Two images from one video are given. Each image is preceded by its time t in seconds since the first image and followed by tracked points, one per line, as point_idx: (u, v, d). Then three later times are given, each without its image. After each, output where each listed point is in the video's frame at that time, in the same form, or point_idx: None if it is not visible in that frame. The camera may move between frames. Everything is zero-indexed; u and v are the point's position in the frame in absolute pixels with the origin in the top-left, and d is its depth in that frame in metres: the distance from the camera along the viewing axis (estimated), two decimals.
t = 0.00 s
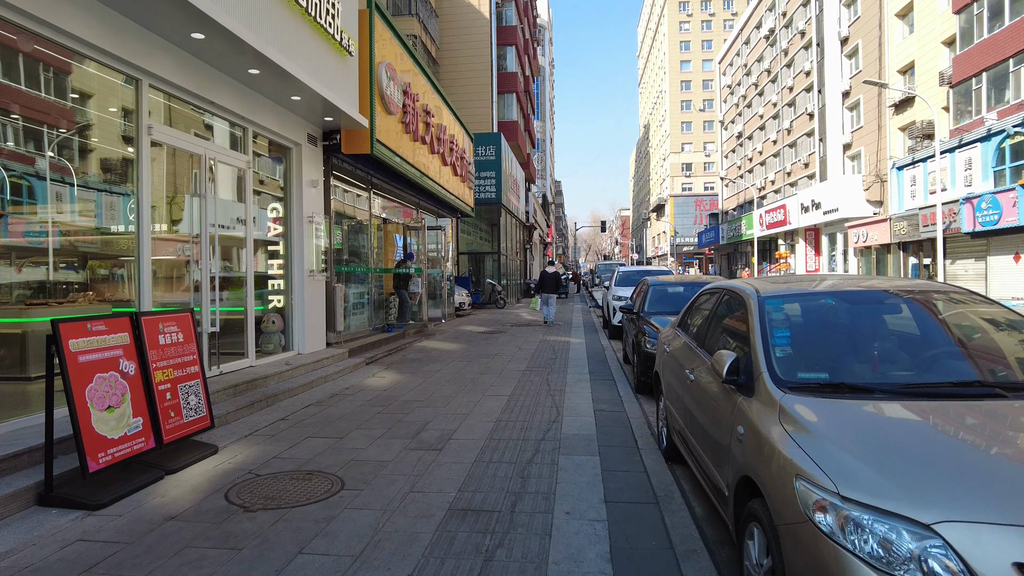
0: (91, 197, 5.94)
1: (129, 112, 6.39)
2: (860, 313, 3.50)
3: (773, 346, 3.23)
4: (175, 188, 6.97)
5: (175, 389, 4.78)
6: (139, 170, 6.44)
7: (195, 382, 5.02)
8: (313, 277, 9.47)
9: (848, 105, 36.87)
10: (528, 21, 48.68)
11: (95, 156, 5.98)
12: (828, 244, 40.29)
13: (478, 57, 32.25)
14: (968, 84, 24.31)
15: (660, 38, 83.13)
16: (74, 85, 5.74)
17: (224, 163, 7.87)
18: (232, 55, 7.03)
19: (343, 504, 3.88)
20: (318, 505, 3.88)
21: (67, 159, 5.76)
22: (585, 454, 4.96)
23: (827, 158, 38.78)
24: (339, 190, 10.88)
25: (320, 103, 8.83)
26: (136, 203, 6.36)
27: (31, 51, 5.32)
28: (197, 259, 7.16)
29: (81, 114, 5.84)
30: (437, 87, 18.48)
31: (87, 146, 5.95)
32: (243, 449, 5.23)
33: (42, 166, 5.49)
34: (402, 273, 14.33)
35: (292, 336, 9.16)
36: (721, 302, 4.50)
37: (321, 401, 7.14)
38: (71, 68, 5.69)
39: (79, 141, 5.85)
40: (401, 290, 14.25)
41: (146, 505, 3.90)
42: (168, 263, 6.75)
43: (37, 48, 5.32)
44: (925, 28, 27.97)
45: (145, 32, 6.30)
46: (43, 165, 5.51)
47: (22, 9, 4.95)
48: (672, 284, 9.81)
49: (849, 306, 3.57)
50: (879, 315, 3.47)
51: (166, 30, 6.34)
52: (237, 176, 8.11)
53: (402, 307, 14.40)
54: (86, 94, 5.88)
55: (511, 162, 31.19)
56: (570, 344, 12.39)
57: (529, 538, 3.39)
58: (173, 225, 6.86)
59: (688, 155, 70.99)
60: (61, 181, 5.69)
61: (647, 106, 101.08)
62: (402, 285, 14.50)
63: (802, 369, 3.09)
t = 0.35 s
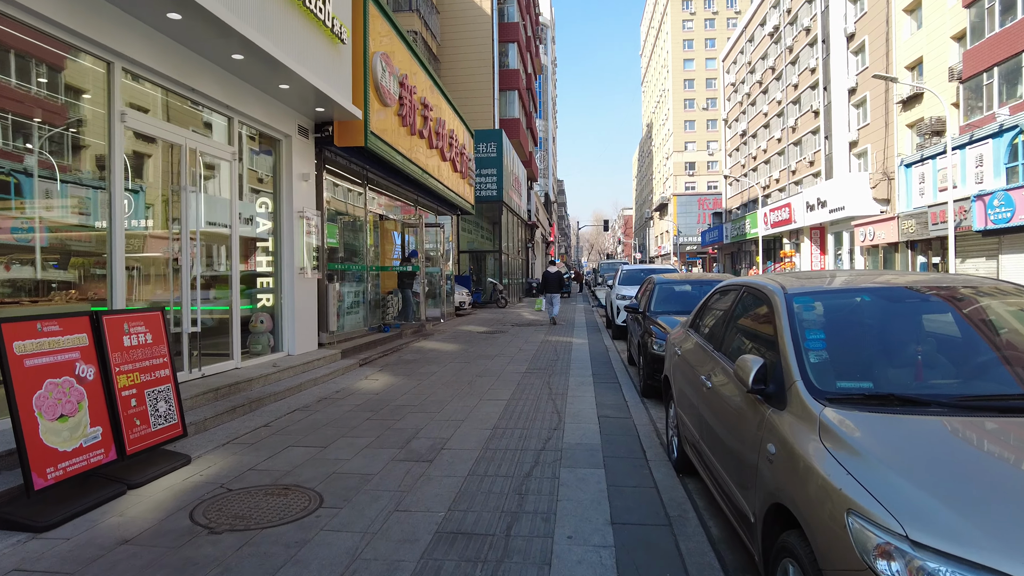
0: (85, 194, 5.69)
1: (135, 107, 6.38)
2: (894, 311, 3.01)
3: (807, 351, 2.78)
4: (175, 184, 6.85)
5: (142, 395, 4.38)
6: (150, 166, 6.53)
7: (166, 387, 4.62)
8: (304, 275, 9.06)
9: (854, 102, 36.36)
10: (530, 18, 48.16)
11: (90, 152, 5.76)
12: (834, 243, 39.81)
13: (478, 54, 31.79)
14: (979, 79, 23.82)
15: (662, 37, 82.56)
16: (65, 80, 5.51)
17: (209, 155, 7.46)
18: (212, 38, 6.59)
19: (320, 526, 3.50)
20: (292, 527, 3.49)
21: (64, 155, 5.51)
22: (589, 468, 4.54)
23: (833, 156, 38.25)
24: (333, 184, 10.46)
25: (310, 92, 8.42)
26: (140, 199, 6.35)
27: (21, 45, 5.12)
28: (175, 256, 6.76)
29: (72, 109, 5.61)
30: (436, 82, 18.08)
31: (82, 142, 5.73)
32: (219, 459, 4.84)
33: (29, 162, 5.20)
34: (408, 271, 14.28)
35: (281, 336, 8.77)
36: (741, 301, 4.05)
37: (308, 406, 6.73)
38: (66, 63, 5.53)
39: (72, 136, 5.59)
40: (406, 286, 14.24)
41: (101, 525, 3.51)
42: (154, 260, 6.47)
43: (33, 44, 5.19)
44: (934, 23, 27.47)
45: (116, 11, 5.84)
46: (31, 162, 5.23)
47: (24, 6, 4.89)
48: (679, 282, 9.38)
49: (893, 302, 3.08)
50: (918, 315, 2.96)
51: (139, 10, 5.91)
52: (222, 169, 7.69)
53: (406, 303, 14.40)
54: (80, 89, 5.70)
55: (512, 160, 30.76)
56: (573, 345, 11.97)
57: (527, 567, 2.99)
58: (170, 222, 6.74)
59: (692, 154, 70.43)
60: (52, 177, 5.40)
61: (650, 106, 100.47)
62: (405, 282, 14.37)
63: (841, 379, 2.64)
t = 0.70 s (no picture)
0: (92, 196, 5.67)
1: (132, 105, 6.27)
2: (952, 320, 2.55)
3: (849, 371, 2.37)
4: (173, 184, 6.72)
5: (101, 409, 3.99)
6: (145, 164, 6.32)
7: (131, 399, 4.22)
8: (293, 276, 8.66)
9: (859, 101, 35.93)
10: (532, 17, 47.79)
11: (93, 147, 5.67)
12: (839, 244, 39.38)
13: (479, 52, 31.42)
14: (989, 77, 23.38)
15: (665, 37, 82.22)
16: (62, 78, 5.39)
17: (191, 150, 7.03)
18: (191, 23, 6.15)
19: (288, 561, 3.11)
20: (256, 561, 3.10)
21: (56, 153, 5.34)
22: (593, 489, 4.15)
23: (838, 156, 37.83)
24: (324, 181, 10.06)
25: (299, 85, 8.03)
26: (134, 199, 6.18)
27: (12, 41, 4.97)
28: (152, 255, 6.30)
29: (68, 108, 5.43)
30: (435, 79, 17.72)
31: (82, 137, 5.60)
32: (189, 477, 4.45)
33: (18, 160, 5.01)
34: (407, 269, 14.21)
35: (269, 339, 8.38)
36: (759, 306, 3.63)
37: (293, 416, 6.35)
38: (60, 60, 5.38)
39: (64, 134, 5.39)
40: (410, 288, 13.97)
41: (42, 559, 3.12)
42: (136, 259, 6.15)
43: (29, 40, 5.06)
44: (942, 21, 27.04)
45: None
46: (19, 160, 5.02)
47: (21, 6, 4.81)
48: (685, 285, 8.99)
49: (948, 309, 2.63)
50: (966, 325, 2.52)
51: None
52: (206, 165, 7.30)
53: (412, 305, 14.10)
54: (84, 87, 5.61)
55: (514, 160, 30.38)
56: (575, 348, 11.58)
57: None
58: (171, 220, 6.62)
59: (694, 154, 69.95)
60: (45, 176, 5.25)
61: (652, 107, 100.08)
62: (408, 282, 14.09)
63: (893, 405, 2.22)
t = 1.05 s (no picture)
0: (87, 195, 5.60)
1: (126, 104, 6.16)
2: (1018, 333, 2.13)
3: (903, 397, 1.94)
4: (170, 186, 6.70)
5: (44, 427, 3.57)
6: (143, 165, 6.25)
7: (81, 415, 3.81)
8: (278, 277, 8.24)
9: (863, 99, 35.48)
10: (532, 15, 47.34)
11: (91, 145, 5.63)
12: (843, 244, 38.91)
13: (478, 50, 30.99)
14: (998, 73, 22.92)
15: (666, 36, 81.74)
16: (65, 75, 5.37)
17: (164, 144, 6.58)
18: (161, 7, 5.68)
19: None
20: None
21: (63, 150, 5.33)
22: (591, 515, 3.73)
23: (842, 155, 37.40)
24: (311, 178, 9.64)
25: (283, 76, 7.62)
26: (133, 198, 6.02)
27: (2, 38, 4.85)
28: (123, 256, 5.89)
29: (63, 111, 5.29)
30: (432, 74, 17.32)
31: (83, 136, 5.57)
32: (147, 498, 4.05)
33: (4, 157, 4.82)
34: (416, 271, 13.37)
35: (251, 344, 7.96)
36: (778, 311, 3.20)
37: (271, 427, 5.95)
38: (46, 55, 5.17)
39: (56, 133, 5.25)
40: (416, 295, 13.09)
41: None
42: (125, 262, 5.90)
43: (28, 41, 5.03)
44: (948, 16, 26.58)
45: None
46: (7, 157, 4.84)
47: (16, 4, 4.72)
48: (690, 286, 8.57)
49: (1009, 320, 2.21)
50: None
51: None
52: (183, 159, 6.90)
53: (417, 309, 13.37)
54: (82, 85, 5.56)
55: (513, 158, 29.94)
56: (575, 351, 11.17)
57: None
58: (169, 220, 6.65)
59: (695, 153, 69.48)
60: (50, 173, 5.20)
61: (653, 106, 99.53)
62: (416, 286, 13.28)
63: (961, 441, 1.80)
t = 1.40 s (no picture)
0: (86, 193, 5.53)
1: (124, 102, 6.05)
2: None
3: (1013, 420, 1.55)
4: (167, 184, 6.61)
5: None
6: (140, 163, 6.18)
7: (31, 428, 3.43)
8: (267, 275, 7.84)
9: (869, 96, 34.99)
10: (534, 12, 46.91)
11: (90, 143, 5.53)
12: (849, 243, 38.43)
13: (480, 47, 30.59)
14: (1009, 69, 22.46)
15: (668, 35, 81.24)
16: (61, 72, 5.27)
17: (143, 135, 6.17)
18: None
19: None
20: None
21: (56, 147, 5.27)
22: (601, 541, 3.33)
23: (848, 153, 36.90)
24: (302, 172, 9.24)
25: (271, 63, 7.20)
26: (130, 197, 6.03)
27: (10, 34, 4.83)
28: (97, 253, 5.55)
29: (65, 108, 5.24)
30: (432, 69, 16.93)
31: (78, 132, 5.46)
32: (108, 517, 3.67)
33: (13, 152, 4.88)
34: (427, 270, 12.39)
35: (238, 346, 7.57)
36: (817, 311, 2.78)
37: (255, 435, 5.55)
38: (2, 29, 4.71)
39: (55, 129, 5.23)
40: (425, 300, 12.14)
41: None
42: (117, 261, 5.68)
43: (21, 34, 4.91)
44: (957, 11, 26.11)
45: None
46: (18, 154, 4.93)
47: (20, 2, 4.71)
48: (700, 285, 8.15)
49: None
50: None
51: None
52: (164, 151, 6.51)
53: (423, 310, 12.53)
54: (79, 82, 5.47)
55: (515, 156, 29.52)
56: (579, 353, 10.75)
57: None
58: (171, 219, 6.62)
59: (699, 152, 68.95)
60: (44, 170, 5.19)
61: (656, 105, 98.98)
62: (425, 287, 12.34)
63: None
